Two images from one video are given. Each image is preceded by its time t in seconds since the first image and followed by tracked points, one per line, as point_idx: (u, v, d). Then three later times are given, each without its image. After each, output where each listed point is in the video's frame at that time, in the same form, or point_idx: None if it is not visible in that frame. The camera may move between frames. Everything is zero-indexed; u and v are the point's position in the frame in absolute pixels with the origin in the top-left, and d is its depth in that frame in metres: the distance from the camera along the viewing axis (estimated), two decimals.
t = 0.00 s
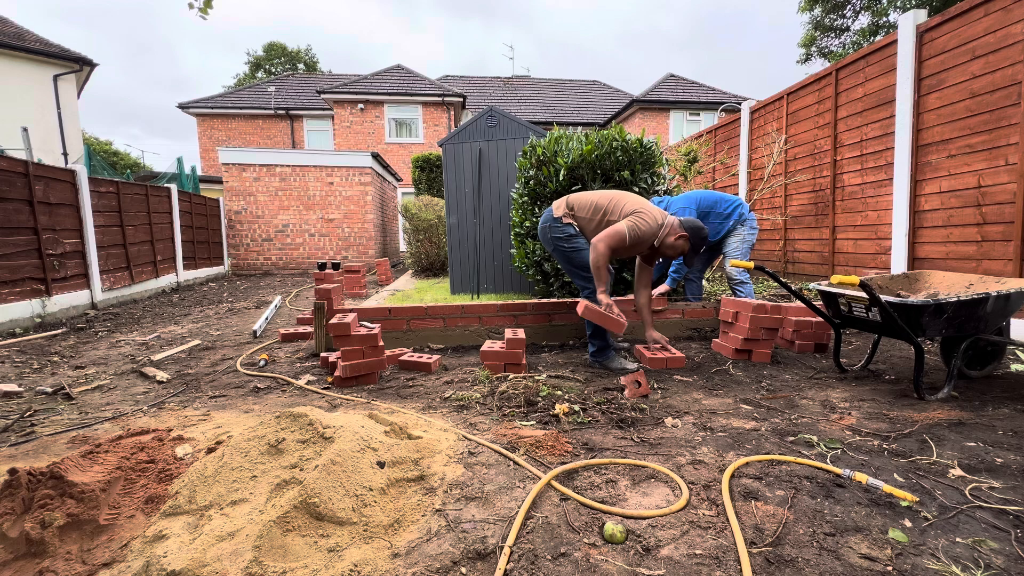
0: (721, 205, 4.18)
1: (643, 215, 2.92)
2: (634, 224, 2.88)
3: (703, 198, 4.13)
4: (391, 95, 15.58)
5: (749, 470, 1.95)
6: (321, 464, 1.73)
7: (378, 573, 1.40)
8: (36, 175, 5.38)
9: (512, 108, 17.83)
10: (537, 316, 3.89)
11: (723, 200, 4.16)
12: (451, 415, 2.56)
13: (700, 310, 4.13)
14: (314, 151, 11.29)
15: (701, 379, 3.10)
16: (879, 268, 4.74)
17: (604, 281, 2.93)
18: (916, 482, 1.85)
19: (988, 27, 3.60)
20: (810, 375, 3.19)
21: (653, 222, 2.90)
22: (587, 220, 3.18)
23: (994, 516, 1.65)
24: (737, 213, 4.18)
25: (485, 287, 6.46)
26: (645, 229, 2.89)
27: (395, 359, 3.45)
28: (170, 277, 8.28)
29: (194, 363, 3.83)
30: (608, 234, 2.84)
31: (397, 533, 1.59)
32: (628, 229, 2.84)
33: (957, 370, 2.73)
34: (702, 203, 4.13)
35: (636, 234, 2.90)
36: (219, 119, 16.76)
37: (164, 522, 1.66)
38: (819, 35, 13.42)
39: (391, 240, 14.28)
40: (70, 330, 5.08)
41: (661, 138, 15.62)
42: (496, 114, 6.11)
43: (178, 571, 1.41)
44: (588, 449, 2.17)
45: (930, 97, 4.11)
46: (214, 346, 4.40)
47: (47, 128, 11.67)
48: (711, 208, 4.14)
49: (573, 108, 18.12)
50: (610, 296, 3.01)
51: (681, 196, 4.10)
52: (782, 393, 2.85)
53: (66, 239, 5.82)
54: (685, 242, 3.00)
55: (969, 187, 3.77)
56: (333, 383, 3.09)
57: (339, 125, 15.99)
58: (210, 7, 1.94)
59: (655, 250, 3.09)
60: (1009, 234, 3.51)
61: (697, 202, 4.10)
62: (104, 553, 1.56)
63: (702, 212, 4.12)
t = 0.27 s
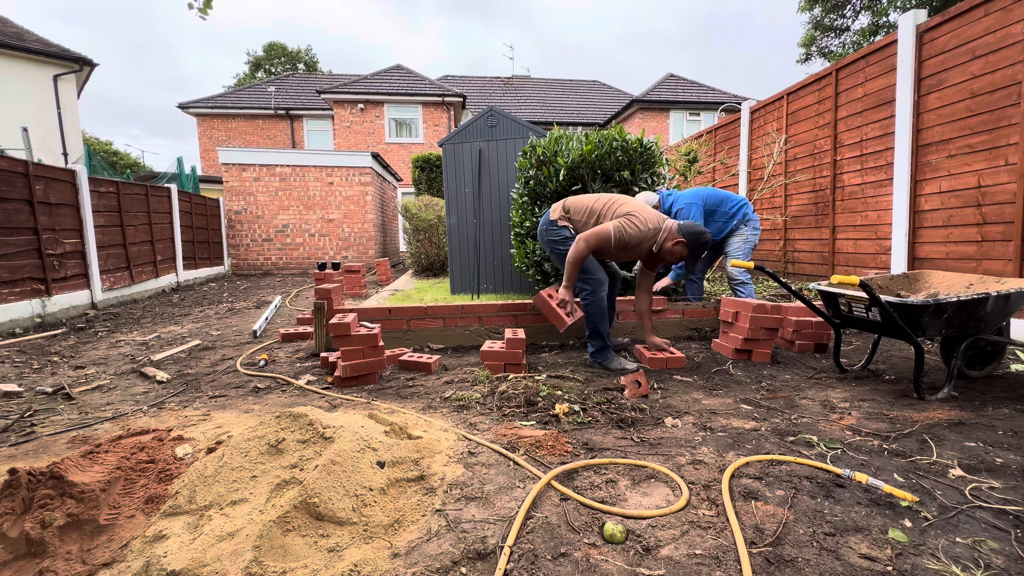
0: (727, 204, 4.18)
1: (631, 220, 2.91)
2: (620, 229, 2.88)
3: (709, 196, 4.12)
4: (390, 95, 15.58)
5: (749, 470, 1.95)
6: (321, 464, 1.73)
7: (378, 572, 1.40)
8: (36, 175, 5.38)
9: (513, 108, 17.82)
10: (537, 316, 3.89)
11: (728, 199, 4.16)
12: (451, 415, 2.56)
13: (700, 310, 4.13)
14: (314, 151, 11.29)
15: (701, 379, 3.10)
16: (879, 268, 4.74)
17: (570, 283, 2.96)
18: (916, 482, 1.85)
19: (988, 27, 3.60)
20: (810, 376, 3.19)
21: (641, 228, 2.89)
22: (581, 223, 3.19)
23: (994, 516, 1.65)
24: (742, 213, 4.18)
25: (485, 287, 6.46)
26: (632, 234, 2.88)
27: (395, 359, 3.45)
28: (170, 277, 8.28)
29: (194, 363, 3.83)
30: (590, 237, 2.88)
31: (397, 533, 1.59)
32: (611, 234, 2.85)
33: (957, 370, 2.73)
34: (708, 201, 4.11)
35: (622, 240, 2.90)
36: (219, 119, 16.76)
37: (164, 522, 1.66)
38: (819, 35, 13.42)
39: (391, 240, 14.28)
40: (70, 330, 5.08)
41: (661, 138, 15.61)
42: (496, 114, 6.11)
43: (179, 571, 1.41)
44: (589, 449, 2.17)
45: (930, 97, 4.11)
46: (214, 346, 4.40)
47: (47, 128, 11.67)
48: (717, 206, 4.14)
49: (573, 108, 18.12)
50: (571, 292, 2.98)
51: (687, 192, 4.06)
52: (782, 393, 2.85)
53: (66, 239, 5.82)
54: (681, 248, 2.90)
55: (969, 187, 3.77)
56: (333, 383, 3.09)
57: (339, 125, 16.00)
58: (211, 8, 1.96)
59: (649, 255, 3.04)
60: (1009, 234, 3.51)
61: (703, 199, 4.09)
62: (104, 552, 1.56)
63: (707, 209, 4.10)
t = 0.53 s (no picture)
0: (729, 204, 4.23)
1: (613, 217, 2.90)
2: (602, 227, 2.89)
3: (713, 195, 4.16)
4: (391, 95, 15.58)
5: (749, 470, 1.95)
6: (321, 464, 1.73)
7: (378, 572, 1.40)
8: (36, 175, 5.38)
9: (512, 108, 17.82)
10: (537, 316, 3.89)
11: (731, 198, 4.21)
12: (451, 416, 2.56)
13: (700, 309, 4.13)
14: (314, 151, 11.28)
15: (701, 379, 3.10)
16: (879, 268, 4.74)
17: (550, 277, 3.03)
18: (916, 482, 1.85)
19: (988, 27, 3.60)
20: (810, 375, 3.19)
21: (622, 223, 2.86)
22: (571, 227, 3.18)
23: (994, 516, 1.65)
24: (745, 212, 4.21)
25: (485, 287, 6.46)
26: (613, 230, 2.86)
27: (395, 359, 3.45)
28: (170, 277, 8.28)
29: (194, 363, 3.83)
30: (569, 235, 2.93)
31: (397, 533, 1.59)
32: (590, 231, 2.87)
33: (957, 370, 2.73)
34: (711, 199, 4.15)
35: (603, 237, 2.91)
36: (219, 119, 16.76)
37: (164, 522, 1.66)
38: (819, 35, 13.42)
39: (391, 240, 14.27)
40: (71, 330, 5.08)
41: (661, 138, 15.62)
42: (496, 114, 6.12)
43: (178, 571, 1.41)
44: (589, 449, 2.17)
45: (930, 97, 4.11)
46: (214, 346, 4.40)
47: (47, 128, 11.67)
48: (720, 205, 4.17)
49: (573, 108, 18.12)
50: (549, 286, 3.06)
51: (690, 190, 4.10)
52: (781, 393, 2.85)
53: (66, 239, 5.82)
54: (667, 238, 2.77)
55: (969, 187, 3.77)
56: (333, 383, 3.09)
57: (339, 125, 16.00)
58: (210, 8, 1.96)
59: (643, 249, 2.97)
60: (1009, 234, 3.51)
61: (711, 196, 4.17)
62: (104, 552, 1.56)
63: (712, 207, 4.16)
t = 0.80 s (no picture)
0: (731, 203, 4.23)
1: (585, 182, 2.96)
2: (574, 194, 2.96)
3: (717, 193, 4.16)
4: (391, 95, 15.58)
5: (749, 470, 1.95)
6: (321, 464, 1.73)
7: (378, 573, 1.40)
8: (36, 175, 5.38)
9: (513, 108, 17.82)
10: (537, 316, 3.90)
11: (733, 198, 4.22)
12: (451, 415, 2.56)
13: (700, 310, 4.13)
14: (314, 151, 11.28)
15: (701, 379, 3.10)
16: (879, 268, 4.74)
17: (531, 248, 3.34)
18: (916, 482, 1.85)
19: (988, 27, 3.60)
20: (810, 375, 3.19)
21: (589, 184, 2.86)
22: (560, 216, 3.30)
23: (994, 515, 1.65)
24: (749, 211, 4.21)
25: (485, 287, 6.46)
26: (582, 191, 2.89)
27: (395, 359, 3.45)
28: (170, 277, 8.28)
29: (194, 363, 3.83)
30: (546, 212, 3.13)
31: (397, 533, 1.59)
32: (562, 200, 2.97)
33: (957, 370, 2.73)
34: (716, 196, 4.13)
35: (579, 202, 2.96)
36: (219, 119, 16.76)
37: (164, 522, 1.66)
38: (819, 35, 13.42)
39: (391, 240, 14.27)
40: (71, 330, 5.08)
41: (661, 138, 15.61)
42: (496, 114, 6.12)
43: (178, 571, 1.41)
44: (588, 449, 2.17)
45: (930, 97, 4.11)
46: (214, 346, 4.40)
47: (47, 128, 11.67)
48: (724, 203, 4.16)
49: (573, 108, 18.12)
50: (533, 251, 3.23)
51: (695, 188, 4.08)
52: (782, 393, 2.85)
53: (66, 239, 5.82)
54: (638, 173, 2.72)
55: (969, 187, 3.77)
56: (333, 383, 3.09)
57: (339, 125, 16.00)
58: (209, 8, 1.96)
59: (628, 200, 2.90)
60: (1009, 234, 3.51)
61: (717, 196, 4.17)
62: (104, 552, 1.57)
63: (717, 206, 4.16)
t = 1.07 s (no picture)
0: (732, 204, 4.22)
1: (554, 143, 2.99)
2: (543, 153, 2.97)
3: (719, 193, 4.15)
4: (391, 95, 15.58)
5: (749, 470, 1.95)
6: (321, 464, 1.73)
7: (378, 573, 1.40)
8: (36, 175, 5.38)
9: (513, 108, 17.82)
10: (538, 316, 3.90)
11: (734, 199, 4.21)
12: (451, 416, 2.56)
13: (700, 310, 4.13)
14: (314, 151, 11.28)
15: (701, 379, 3.10)
16: (879, 268, 4.74)
17: (520, 216, 3.43)
18: (916, 482, 1.85)
19: (988, 26, 3.60)
20: (810, 375, 3.19)
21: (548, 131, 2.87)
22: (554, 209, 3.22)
23: (994, 515, 1.65)
24: (750, 212, 4.21)
25: (485, 287, 6.46)
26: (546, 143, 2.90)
27: (395, 359, 3.45)
28: (170, 277, 8.27)
29: (194, 363, 3.83)
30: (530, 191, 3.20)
31: (397, 533, 1.59)
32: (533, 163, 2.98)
33: (957, 370, 2.74)
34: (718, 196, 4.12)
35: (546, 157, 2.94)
36: (219, 119, 16.76)
37: (164, 522, 1.66)
38: (819, 35, 13.41)
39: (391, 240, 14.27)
40: (71, 330, 5.09)
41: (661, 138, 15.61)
42: (496, 114, 6.12)
43: (178, 571, 1.41)
44: (589, 449, 2.17)
45: (930, 97, 4.11)
46: (214, 346, 4.40)
47: (47, 128, 11.67)
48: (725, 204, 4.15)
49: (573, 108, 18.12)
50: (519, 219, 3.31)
51: (697, 187, 4.06)
52: (782, 393, 2.85)
53: (66, 239, 5.82)
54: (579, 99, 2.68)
55: (969, 186, 3.77)
56: (333, 383, 3.09)
57: (339, 125, 16.00)
58: (209, 8, 1.96)
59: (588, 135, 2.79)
60: (1009, 234, 3.51)
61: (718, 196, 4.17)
62: (104, 552, 1.57)
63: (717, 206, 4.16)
